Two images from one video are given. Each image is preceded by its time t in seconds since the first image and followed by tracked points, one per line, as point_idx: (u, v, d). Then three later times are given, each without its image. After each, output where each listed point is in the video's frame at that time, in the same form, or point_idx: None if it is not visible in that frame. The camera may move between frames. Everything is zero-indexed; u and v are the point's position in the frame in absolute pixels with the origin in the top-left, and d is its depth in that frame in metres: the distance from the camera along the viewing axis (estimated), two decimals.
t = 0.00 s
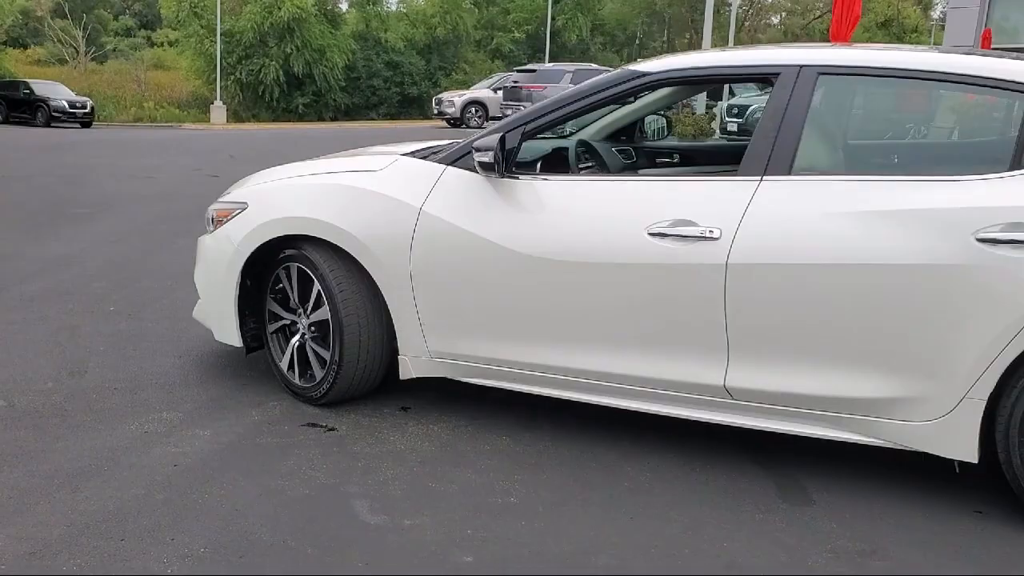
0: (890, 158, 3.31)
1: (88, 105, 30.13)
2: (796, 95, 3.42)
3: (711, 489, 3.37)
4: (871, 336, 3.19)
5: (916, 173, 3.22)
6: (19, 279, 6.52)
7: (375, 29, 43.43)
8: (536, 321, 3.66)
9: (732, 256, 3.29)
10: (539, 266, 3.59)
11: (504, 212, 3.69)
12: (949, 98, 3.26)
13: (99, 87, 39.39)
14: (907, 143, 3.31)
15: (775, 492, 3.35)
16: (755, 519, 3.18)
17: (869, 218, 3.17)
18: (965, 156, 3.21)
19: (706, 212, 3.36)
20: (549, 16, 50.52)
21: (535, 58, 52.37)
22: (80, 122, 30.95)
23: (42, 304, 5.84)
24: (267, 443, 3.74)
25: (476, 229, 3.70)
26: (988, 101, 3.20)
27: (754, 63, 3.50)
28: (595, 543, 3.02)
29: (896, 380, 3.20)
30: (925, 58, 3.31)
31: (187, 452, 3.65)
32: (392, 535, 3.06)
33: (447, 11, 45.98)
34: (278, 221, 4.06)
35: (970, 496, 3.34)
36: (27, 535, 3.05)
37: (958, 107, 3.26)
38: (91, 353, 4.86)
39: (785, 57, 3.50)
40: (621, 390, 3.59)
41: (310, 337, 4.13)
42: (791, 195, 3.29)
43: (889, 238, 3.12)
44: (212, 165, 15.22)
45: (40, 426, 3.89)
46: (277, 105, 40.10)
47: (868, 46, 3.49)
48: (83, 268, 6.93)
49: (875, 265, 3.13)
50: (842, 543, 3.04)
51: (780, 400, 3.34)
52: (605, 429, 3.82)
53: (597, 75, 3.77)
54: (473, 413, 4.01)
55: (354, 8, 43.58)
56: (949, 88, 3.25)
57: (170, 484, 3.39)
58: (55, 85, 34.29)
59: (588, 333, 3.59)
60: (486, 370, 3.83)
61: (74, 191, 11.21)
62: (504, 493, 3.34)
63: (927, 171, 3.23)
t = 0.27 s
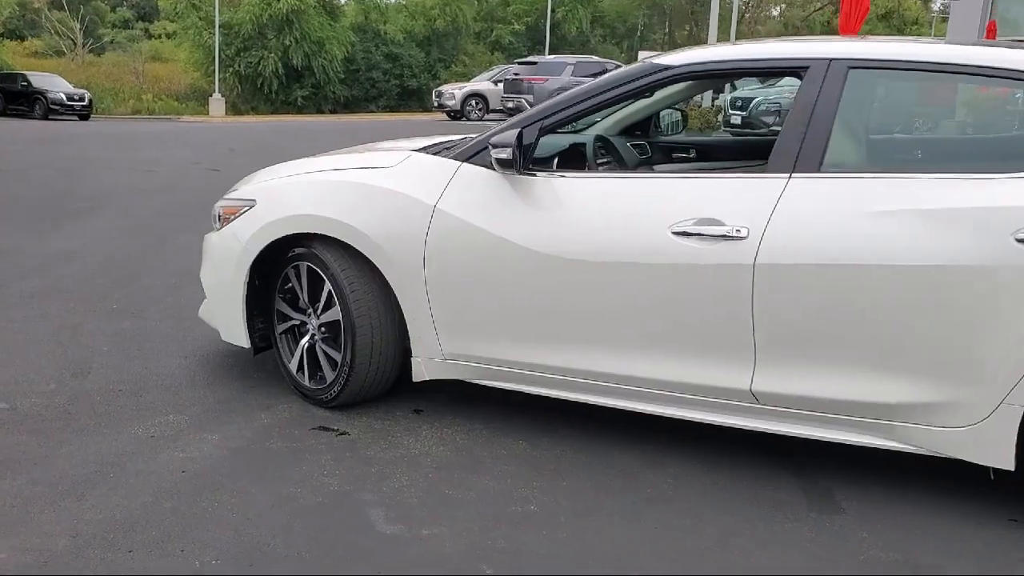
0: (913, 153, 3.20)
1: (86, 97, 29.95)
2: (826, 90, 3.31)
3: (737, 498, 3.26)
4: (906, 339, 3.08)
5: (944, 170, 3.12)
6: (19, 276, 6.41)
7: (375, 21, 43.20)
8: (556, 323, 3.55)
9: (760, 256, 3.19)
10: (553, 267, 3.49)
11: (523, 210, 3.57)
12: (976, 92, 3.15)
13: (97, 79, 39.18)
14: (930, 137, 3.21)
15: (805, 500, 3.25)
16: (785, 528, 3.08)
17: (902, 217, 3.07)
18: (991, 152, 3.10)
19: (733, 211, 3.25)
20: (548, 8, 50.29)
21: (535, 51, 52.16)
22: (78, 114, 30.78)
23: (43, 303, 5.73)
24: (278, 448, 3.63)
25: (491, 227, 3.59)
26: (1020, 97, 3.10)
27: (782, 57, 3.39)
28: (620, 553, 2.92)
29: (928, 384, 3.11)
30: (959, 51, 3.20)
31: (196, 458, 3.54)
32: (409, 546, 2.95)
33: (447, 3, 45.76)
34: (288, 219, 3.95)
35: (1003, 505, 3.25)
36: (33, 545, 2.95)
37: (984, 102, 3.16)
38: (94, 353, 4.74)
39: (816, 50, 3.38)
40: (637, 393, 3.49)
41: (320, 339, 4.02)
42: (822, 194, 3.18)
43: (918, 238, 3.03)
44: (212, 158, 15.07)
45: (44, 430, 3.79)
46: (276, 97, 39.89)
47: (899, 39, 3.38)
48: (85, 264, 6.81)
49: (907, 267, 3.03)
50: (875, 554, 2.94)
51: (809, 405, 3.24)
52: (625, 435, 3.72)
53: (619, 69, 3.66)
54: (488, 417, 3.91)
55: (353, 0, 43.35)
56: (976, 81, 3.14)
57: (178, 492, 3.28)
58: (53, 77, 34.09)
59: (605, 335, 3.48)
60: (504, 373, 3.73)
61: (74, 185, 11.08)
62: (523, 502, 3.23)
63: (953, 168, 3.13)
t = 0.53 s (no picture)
0: (934, 147, 3.11)
1: (84, 91, 29.77)
2: (851, 81, 3.17)
3: (758, 506, 3.13)
4: (935, 340, 2.96)
5: (974, 165, 3.00)
6: (14, 273, 6.28)
7: (374, 14, 43.01)
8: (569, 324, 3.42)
9: (784, 254, 3.05)
10: (565, 264, 3.36)
11: (535, 205, 3.43)
12: (997, 83, 3.06)
13: (95, 73, 38.99)
14: (950, 130, 3.12)
15: (829, 509, 3.13)
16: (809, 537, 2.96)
17: (932, 213, 2.94)
18: (1010, 146, 3.01)
19: (755, 206, 3.11)
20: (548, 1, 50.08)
21: (535, 43, 51.96)
22: (76, 108, 30.63)
23: (39, 300, 5.59)
24: (280, 452, 3.50)
25: (500, 223, 3.45)
26: None
27: (805, 46, 3.25)
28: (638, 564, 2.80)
29: (957, 386, 2.99)
30: (991, 40, 3.07)
31: (195, 463, 3.41)
32: (417, 557, 2.82)
33: None
34: (290, 215, 3.81)
35: None
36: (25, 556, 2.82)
37: (1002, 92, 3.07)
38: (91, 353, 4.61)
39: (839, 38, 3.24)
40: (650, 395, 3.36)
41: (323, 338, 3.89)
42: (847, 189, 3.05)
43: (948, 237, 2.90)
44: (211, 152, 14.90)
45: (38, 434, 3.65)
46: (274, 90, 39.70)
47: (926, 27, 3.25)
48: (82, 260, 6.68)
49: (937, 267, 2.90)
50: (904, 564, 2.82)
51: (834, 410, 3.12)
52: (639, 439, 3.59)
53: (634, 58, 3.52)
54: (498, 420, 3.78)
55: None
56: (997, 71, 3.03)
57: (177, 500, 3.15)
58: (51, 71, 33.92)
59: (621, 335, 3.35)
60: (514, 375, 3.59)
61: (71, 179, 10.94)
62: (535, 510, 3.10)
63: (983, 162, 3.01)
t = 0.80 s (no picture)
0: (957, 143, 2.96)
1: (81, 83, 29.55)
2: (878, 74, 2.99)
3: (778, 525, 2.95)
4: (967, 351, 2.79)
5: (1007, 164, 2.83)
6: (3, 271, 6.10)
7: (373, 6, 42.74)
8: (577, 330, 3.25)
9: (806, 258, 2.88)
10: (574, 268, 3.18)
11: (542, 204, 3.26)
12: None
13: (93, 65, 38.73)
14: (980, 126, 2.95)
15: (852, 526, 2.96)
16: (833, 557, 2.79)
17: (963, 214, 2.77)
18: None
19: (776, 208, 2.93)
20: None
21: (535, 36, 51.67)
22: (73, 100, 30.41)
23: (26, 300, 5.41)
24: (273, 465, 3.33)
25: (503, 223, 3.28)
26: None
27: (828, 36, 3.07)
28: None
29: (990, 399, 2.82)
30: None
31: (184, 478, 3.24)
32: None
33: None
34: (284, 214, 3.63)
35: None
36: None
37: None
38: (78, 357, 4.43)
39: (865, 28, 3.06)
40: (663, 406, 3.19)
41: (319, 344, 3.71)
42: (874, 189, 2.87)
43: (982, 244, 2.73)
44: (208, 145, 14.71)
45: (20, 444, 3.48)
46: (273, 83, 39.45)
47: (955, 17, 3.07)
48: (73, 258, 6.49)
49: (971, 273, 2.73)
50: None
51: (860, 422, 2.95)
52: (649, 452, 3.42)
53: (646, 50, 3.34)
54: (501, 430, 3.61)
55: None
56: None
57: (163, 517, 2.98)
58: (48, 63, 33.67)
59: (632, 342, 3.17)
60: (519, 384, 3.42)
61: (66, 174, 10.75)
62: (542, 528, 2.93)
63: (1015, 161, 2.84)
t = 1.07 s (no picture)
0: (979, 142, 2.83)
1: (81, 76, 29.38)
2: (903, 72, 2.85)
3: (795, 544, 2.82)
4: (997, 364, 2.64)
5: None
6: None
7: None
8: (585, 339, 3.11)
9: (828, 265, 2.74)
10: (583, 275, 3.04)
11: (549, 207, 3.11)
12: None
13: (93, 58, 38.56)
14: (1009, 126, 2.81)
15: (873, 546, 2.82)
16: None
17: (994, 220, 2.63)
18: None
19: (797, 213, 2.79)
20: None
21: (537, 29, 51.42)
22: (73, 93, 30.24)
23: (18, 301, 5.28)
24: (268, 479, 3.20)
25: (508, 226, 3.14)
26: None
27: (850, 33, 2.92)
28: None
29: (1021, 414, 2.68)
30: None
31: (176, 492, 3.11)
32: None
33: None
34: (281, 216, 3.49)
35: None
36: None
37: None
38: (71, 362, 4.30)
39: (889, 24, 2.92)
40: (676, 418, 3.06)
41: (317, 350, 3.58)
42: (899, 193, 2.73)
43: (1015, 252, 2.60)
44: (207, 140, 14.57)
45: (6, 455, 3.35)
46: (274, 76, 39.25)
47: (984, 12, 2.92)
48: (68, 257, 6.36)
49: (1004, 281, 2.59)
50: None
51: (882, 436, 2.81)
52: (660, 465, 3.29)
53: (657, 45, 3.20)
54: (506, 441, 3.47)
55: None
56: None
57: (153, 535, 2.85)
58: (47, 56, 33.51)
59: (643, 351, 3.04)
60: (526, 395, 3.29)
61: (63, 169, 10.61)
62: (549, 548, 2.79)
63: None
